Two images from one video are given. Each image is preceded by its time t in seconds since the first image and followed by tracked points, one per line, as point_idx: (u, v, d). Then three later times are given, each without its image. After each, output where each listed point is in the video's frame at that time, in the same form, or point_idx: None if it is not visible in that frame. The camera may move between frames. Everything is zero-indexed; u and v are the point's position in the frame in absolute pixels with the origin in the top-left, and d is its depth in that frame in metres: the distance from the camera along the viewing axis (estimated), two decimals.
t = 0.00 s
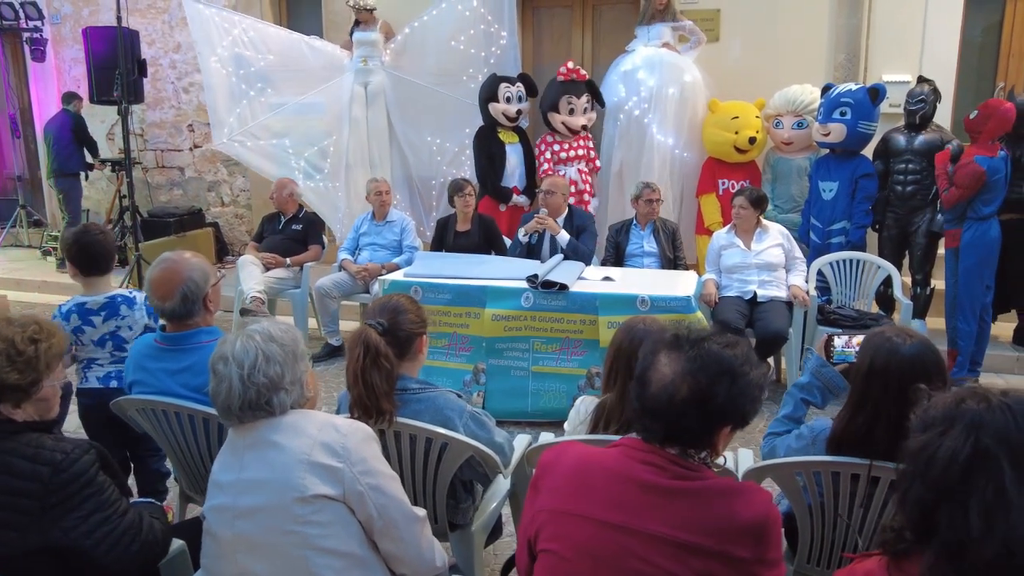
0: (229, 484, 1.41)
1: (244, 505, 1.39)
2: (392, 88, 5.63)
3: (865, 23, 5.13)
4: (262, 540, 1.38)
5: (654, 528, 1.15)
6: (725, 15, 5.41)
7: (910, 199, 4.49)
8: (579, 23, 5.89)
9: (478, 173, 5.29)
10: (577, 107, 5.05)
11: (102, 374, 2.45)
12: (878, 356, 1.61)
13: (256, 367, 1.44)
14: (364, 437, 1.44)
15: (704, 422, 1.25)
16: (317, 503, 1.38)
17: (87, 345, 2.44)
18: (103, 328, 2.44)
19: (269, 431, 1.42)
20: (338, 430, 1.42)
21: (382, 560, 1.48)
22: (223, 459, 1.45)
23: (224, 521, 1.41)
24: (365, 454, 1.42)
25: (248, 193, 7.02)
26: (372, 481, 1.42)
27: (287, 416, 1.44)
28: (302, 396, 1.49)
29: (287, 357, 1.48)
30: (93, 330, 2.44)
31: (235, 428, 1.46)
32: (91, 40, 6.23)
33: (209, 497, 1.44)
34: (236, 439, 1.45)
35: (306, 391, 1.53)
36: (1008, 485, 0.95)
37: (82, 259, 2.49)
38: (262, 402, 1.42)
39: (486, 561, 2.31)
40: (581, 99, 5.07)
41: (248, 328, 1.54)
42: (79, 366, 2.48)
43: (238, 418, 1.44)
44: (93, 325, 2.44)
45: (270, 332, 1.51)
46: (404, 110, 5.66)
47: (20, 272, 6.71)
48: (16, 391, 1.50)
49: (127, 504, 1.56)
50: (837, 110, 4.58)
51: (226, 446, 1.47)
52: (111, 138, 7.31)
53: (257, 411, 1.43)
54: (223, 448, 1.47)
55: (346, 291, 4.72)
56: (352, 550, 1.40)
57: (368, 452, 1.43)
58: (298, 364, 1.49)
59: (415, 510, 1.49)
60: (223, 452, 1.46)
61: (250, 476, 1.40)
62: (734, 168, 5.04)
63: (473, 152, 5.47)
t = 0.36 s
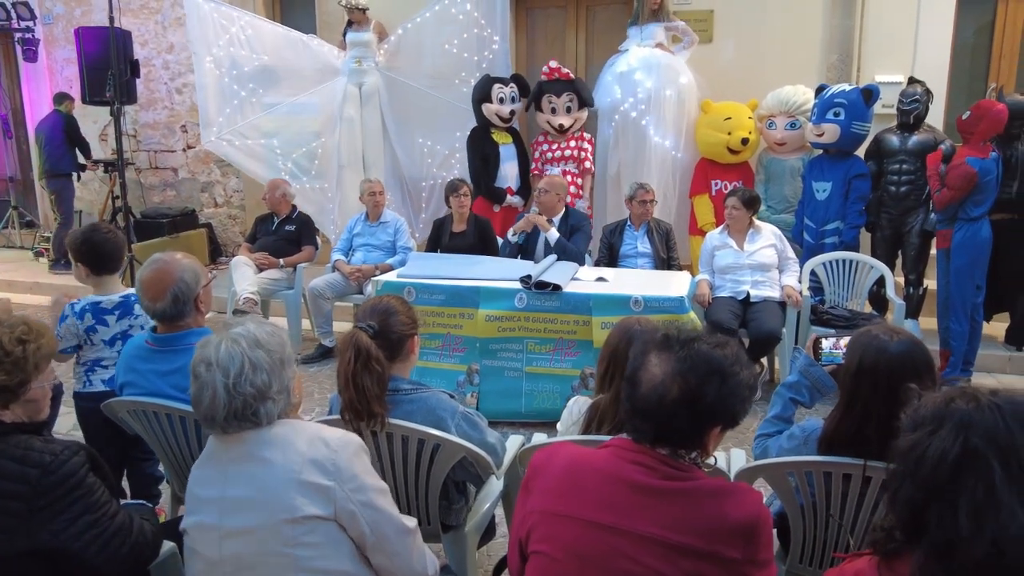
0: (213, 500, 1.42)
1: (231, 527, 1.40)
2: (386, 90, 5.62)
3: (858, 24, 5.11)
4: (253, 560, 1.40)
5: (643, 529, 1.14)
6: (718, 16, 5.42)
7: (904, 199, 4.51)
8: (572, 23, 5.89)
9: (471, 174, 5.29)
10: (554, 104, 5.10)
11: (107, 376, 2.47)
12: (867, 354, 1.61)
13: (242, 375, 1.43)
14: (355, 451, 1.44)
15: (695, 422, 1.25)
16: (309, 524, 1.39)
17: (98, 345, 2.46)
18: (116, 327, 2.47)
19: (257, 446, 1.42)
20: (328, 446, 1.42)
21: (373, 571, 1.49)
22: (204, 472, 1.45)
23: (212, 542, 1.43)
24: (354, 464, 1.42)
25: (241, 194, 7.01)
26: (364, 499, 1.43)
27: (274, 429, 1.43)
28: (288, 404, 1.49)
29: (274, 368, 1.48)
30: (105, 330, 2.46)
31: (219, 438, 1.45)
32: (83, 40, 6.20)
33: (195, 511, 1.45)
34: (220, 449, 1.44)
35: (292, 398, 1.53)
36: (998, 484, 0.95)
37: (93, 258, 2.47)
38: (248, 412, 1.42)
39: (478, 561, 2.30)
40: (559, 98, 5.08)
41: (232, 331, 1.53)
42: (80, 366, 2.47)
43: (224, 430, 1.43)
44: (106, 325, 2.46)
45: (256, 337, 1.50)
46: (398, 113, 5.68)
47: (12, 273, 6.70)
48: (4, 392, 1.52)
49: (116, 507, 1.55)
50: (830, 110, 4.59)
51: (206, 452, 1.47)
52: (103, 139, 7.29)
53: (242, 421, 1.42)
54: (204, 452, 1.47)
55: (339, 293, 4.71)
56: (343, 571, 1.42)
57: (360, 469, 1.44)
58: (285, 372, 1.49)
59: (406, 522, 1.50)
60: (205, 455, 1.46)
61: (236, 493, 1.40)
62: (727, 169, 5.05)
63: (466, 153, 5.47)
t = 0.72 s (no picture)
0: (190, 533, 1.40)
1: (211, 560, 1.39)
2: (382, 90, 5.63)
3: (852, 26, 5.16)
4: None
5: (639, 530, 1.14)
6: (713, 17, 5.43)
7: (899, 200, 4.53)
8: (568, 23, 5.89)
9: (466, 174, 5.29)
10: (546, 105, 5.11)
11: (88, 379, 2.42)
12: (861, 354, 1.61)
13: (215, 388, 1.43)
14: (337, 471, 1.41)
15: (690, 424, 1.24)
16: (296, 555, 1.38)
17: (75, 349, 2.41)
18: (93, 330, 2.43)
19: (235, 471, 1.40)
20: (308, 468, 1.40)
21: None
22: (177, 501, 1.42)
23: None
24: (335, 484, 1.40)
25: (236, 195, 6.99)
26: (351, 521, 1.42)
27: (250, 448, 1.42)
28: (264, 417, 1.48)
29: (247, 379, 1.48)
30: (82, 334, 2.42)
31: (191, 458, 1.42)
32: (77, 40, 6.18)
33: (169, 541, 1.42)
34: (194, 476, 1.41)
35: (267, 411, 1.52)
36: (995, 484, 0.95)
37: (72, 258, 2.45)
38: (224, 426, 1.40)
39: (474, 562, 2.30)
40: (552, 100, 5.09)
41: (203, 341, 1.53)
42: (56, 370, 2.41)
43: (197, 447, 1.41)
44: (83, 328, 2.42)
45: (229, 347, 1.50)
46: (394, 114, 5.68)
47: (6, 273, 6.67)
48: None
49: (111, 508, 1.54)
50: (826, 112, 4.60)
51: (176, 468, 1.44)
52: (98, 139, 7.26)
53: (219, 436, 1.40)
54: (174, 467, 1.45)
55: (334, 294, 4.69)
56: None
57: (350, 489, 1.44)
58: (259, 384, 1.49)
59: (392, 532, 1.48)
60: (176, 473, 1.43)
61: (217, 525, 1.38)
62: (722, 170, 5.06)
63: (461, 153, 5.47)
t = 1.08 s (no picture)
0: (165, 564, 1.33)
1: None
2: (376, 93, 5.64)
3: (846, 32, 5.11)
4: None
5: (631, 532, 1.14)
6: (707, 19, 5.44)
7: (892, 200, 4.54)
8: (563, 25, 5.89)
9: (461, 175, 5.30)
10: (537, 107, 5.11)
11: (74, 379, 2.44)
12: (861, 357, 1.61)
13: (178, 405, 1.33)
14: (313, 487, 1.35)
15: (682, 425, 1.24)
16: None
17: (55, 353, 2.42)
18: (70, 331, 2.45)
19: (206, 498, 1.32)
20: (282, 488, 1.33)
21: None
22: (146, 531, 1.35)
23: None
24: (312, 503, 1.34)
25: (231, 196, 6.98)
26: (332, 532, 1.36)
27: (219, 471, 1.34)
28: (233, 433, 1.39)
29: (214, 396, 1.36)
30: (60, 337, 2.43)
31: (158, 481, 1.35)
32: (70, 41, 6.16)
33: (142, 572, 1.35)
34: (163, 504, 1.34)
35: (237, 427, 1.41)
36: (984, 485, 0.96)
37: (33, 261, 2.43)
38: (189, 446, 1.32)
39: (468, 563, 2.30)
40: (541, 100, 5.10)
41: (170, 350, 1.41)
42: (39, 376, 2.40)
43: (163, 468, 1.33)
44: (61, 331, 2.43)
45: (194, 359, 1.38)
46: (389, 116, 5.68)
47: None
48: None
49: (105, 510, 1.54)
50: (820, 113, 4.61)
51: (141, 490, 1.36)
52: (91, 140, 7.25)
53: (183, 456, 1.32)
54: (140, 487, 1.37)
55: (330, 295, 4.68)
56: None
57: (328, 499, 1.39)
58: (227, 401, 1.38)
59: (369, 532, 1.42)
60: (142, 498, 1.35)
61: (194, 555, 1.32)
62: (716, 171, 5.08)
63: (455, 156, 5.48)
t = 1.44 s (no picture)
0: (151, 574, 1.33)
1: None
2: (372, 94, 5.63)
3: (839, 26, 5.18)
4: None
5: (626, 530, 1.14)
6: (702, 20, 5.44)
7: (886, 201, 4.57)
8: (558, 25, 5.88)
9: (456, 176, 5.29)
10: (533, 107, 5.11)
11: (81, 372, 2.55)
12: (853, 356, 1.62)
13: (150, 414, 1.33)
14: (297, 495, 1.34)
15: (676, 423, 1.24)
16: None
17: (62, 346, 2.52)
18: (76, 324, 2.55)
19: (188, 507, 1.32)
20: (265, 497, 1.32)
21: None
22: (130, 541, 1.34)
23: None
24: (296, 511, 1.33)
25: (226, 196, 6.97)
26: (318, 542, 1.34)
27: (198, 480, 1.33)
28: (211, 442, 1.38)
29: (187, 406, 1.36)
30: (66, 331, 2.53)
31: (139, 490, 1.34)
32: (64, 41, 6.15)
33: None
34: (145, 514, 1.33)
35: (215, 435, 1.41)
36: (976, 483, 0.96)
37: (34, 257, 2.50)
38: (161, 456, 1.31)
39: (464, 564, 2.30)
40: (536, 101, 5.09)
41: (149, 355, 1.41)
42: (44, 369, 2.49)
43: (139, 475, 1.33)
44: (66, 325, 2.53)
45: (170, 367, 1.38)
46: (385, 116, 5.68)
47: None
48: None
49: (98, 510, 1.54)
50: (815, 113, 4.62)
51: (120, 500, 1.36)
52: (86, 141, 7.23)
53: (157, 465, 1.32)
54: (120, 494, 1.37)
55: (325, 296, 4.66)
56: None
57: (313, 507, 1.38)
58: (202, 410, 1.37)
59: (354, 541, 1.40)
60: (122, 508, 1.35)
61: (174, 564, 1.32)
62: (710, 171, 5.12)
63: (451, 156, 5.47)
